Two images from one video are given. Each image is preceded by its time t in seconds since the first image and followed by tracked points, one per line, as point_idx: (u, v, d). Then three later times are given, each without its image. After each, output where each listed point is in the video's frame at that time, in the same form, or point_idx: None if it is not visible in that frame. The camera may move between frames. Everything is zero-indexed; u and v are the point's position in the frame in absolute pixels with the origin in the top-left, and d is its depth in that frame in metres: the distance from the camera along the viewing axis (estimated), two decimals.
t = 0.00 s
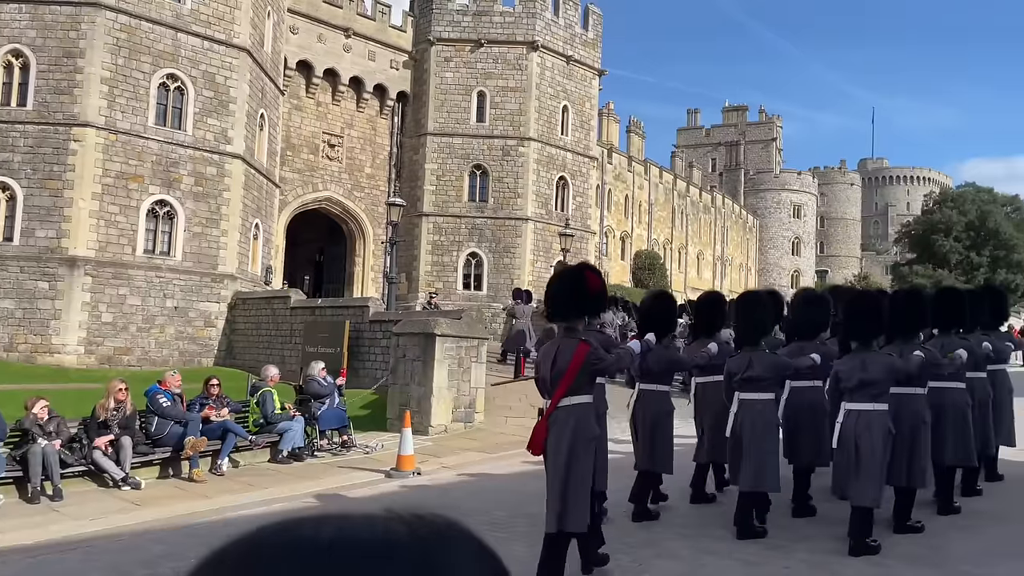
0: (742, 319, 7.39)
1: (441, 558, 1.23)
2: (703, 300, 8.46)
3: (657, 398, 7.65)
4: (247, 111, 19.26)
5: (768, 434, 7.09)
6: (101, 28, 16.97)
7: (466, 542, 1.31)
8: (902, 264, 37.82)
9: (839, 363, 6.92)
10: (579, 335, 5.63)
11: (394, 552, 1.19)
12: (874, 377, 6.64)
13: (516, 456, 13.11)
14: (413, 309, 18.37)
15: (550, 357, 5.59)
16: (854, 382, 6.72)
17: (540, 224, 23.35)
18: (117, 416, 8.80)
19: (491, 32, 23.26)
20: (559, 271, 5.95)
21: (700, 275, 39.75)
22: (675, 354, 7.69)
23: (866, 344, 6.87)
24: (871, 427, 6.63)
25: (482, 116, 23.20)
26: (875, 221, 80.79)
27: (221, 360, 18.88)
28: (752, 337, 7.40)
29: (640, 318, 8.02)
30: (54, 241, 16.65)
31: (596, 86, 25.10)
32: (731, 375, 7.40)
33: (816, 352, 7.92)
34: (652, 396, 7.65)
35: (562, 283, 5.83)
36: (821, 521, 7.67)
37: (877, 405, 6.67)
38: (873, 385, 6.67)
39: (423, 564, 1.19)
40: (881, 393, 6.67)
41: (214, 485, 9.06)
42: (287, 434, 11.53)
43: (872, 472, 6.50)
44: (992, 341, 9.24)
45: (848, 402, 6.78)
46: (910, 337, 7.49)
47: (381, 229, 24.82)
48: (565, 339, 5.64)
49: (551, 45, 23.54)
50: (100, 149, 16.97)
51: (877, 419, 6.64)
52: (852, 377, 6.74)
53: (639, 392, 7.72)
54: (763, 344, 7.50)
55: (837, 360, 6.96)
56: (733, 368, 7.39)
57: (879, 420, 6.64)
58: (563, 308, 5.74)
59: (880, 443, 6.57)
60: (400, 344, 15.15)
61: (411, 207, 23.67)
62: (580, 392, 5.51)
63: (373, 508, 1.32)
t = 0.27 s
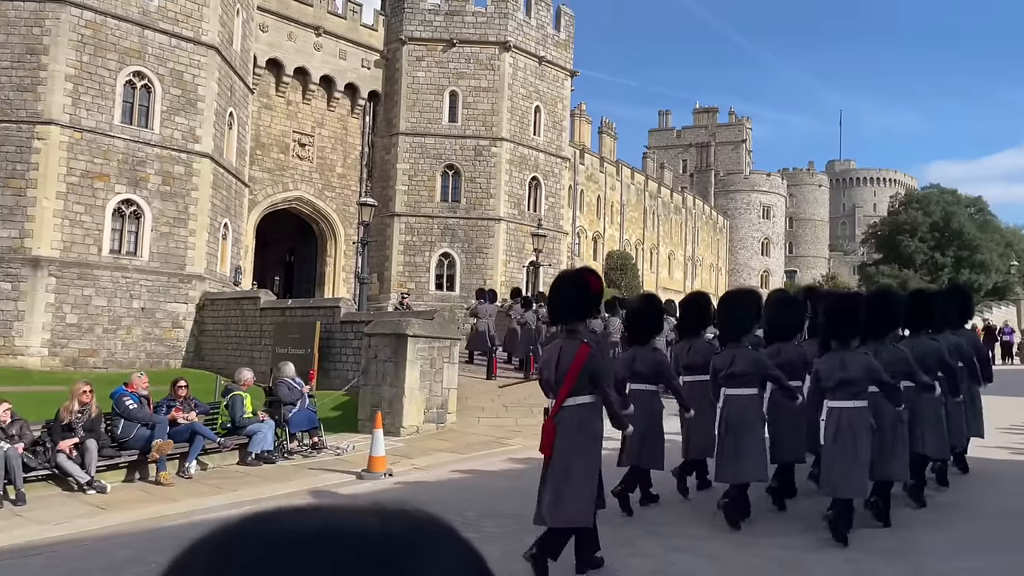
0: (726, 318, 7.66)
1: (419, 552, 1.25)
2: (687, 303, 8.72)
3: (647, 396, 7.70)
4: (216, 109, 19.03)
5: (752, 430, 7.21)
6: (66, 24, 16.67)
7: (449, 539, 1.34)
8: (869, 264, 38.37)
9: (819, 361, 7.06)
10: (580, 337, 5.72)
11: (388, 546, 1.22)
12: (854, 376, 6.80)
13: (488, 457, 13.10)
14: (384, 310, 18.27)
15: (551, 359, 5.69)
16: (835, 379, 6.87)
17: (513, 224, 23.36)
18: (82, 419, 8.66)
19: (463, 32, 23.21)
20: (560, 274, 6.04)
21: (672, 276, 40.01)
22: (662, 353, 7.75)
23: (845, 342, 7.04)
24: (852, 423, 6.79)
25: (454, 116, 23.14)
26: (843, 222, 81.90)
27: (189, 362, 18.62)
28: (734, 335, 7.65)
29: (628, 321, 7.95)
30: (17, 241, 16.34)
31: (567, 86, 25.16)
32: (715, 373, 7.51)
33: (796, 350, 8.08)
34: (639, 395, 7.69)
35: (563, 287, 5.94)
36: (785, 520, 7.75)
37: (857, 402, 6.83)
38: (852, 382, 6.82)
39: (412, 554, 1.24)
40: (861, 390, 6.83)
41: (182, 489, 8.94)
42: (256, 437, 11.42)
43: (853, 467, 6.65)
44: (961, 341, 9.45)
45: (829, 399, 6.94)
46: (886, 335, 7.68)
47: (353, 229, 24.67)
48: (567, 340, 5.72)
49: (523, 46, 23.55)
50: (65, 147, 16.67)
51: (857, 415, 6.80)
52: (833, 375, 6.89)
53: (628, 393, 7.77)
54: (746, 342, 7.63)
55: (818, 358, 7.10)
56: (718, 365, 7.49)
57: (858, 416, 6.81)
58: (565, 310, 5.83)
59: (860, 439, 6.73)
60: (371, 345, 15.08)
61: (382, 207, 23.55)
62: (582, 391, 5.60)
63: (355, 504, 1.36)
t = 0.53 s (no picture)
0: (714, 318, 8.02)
1: (387, 550, 1.23)
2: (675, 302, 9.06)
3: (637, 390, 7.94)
4: (183, 107, 18.77)
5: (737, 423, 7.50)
6: (29, 19, 16.34)
7: (419, 540, 1.31)
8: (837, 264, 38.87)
9: (802, 356, 7.36)
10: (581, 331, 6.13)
11: (353, 546, 1.21)
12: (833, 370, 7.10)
13: (461, 457, 13.07)
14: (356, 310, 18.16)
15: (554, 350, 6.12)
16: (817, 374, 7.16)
17: (485, 224, 23.33)
18: (46, 422, 8.48)
19: (434, 31, 23.11)
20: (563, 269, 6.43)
21: (644, 275, 40.24)
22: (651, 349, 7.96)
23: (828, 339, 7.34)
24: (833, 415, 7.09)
25: (426, 115, 23.05)
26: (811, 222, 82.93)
27: (156, 363, 18.36)
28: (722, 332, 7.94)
29: (618, 318, 8.03)
30: None
31: (540, 86, 25.19)
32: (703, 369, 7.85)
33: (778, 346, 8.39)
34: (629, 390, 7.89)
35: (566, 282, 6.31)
36: (756, 518, 7.82)
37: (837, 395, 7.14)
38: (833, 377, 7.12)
39: (384, 554, 1.22)
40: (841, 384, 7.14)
41: (150, 492, 8.81)
42: (226, 439, 11.30)
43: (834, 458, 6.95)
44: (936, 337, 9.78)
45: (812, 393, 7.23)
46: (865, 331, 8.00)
47: (324, 229, 24.48)
48: (567, 333, 6.14)
49: (495, 45, 23.53)
50: (28, 145, 16.35)
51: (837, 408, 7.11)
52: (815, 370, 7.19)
53: (617, 383, 7.90)
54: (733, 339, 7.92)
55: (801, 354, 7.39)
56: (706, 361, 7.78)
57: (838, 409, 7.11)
58: (568, 304, 6.21)
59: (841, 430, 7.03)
60: (343, 345, 15.00)
61: (354, 206, 23.40)
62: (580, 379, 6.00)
63: (325, 501, 1.35)
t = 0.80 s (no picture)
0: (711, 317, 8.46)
1: (340, 556, 1.17)
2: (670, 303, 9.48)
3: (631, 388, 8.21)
4: (153, 104, 18.55)
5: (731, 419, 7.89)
6: None
7: (376, 540, 1.24)
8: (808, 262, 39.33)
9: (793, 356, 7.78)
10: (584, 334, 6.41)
11: (304, 548, 1.14)
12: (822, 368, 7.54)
13: (435, 456, 13.05)
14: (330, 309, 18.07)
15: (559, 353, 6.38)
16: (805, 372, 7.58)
17: (460, 222, 23.32)
18: (13, 423, 8.33)
19: (408, 29, 23.03)
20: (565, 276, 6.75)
21: (618, 273, 40.46)
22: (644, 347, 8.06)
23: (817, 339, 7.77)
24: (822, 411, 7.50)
25: (400, 113, 22.97)
26: (783, 220, 83.85)
27: (126, 364, 18.14)
28: (717, 332, 8.39)
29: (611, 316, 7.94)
30: None
31: (514, 85, 25.22)
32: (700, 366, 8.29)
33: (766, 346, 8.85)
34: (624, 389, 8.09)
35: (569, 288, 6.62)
36: (729, 515, 7.89)
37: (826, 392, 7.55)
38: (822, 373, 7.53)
39: (335, 557, 1.16)
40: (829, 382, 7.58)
41: (120, 493, 8.72)
42: (197, 439, 11.21)
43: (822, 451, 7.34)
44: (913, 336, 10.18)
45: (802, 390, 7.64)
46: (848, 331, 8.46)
47: (297, 228, 24.33)
48: (572, 338, 6.40)
49: (469, 43, 23.51)
50: None
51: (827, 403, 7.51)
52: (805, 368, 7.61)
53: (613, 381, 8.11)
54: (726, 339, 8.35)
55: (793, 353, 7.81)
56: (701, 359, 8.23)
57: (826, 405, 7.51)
58: (572, 309, 6.49)
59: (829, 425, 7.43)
60: (316, 344, 14.98)
61: (327, 205, 23.27)
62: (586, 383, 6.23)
63: (276, 508, 1.27)
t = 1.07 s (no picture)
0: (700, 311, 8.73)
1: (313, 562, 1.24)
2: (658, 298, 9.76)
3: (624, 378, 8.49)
4: (124, 100, 18.28)
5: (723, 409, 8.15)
6: None
7: (344, 541, 1.31)
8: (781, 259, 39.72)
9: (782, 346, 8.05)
10: (587, 324, 7.21)
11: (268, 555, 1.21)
12: (812, 357, 7.82)
13: (411, 455, 13.02)
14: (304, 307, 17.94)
15: (564, 341, 7.10)
16: (796, 361, 7.86)
17: (436, 220, 23.26)
18: None
19: (383, 25, 22.89)
20: (568, 268, 7.55)
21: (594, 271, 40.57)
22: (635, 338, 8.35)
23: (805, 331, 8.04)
24: (812, 399, 7.79)
25: (375, 110, 22.85)
26: (757, 218, 84.56)
27: (96, 363, 17.88)
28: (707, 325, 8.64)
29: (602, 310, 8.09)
30: None
31: (490, 82, 25.17)
32: (691, 358, 8.55)
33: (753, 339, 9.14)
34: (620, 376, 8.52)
35: (572, 280, 7.42)
36: (704, 510, 7.97)
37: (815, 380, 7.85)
38: (812, 363, 7.83)
39: (303, 559, 1.23)
40: (819, 370, 7.86)
41: (91, 494, 8.60)
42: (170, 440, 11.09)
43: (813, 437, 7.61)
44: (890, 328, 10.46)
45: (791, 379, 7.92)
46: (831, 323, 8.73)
47: (271, 225, 24.13)
48: (576, 328, 7.18)
49: (444, 40, 23.43)
50: None
51: (816, 392, 7.81)
52: (794, 357, 7.89)
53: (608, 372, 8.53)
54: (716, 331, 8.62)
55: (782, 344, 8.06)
56: (693, 351, 8.49)
57: (816, 393, 7.82)
58: (577, 300, 7.29)
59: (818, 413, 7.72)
60: (290, 343, 14.87)
61: (301, 202, 23.10)
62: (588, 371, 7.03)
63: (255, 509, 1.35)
